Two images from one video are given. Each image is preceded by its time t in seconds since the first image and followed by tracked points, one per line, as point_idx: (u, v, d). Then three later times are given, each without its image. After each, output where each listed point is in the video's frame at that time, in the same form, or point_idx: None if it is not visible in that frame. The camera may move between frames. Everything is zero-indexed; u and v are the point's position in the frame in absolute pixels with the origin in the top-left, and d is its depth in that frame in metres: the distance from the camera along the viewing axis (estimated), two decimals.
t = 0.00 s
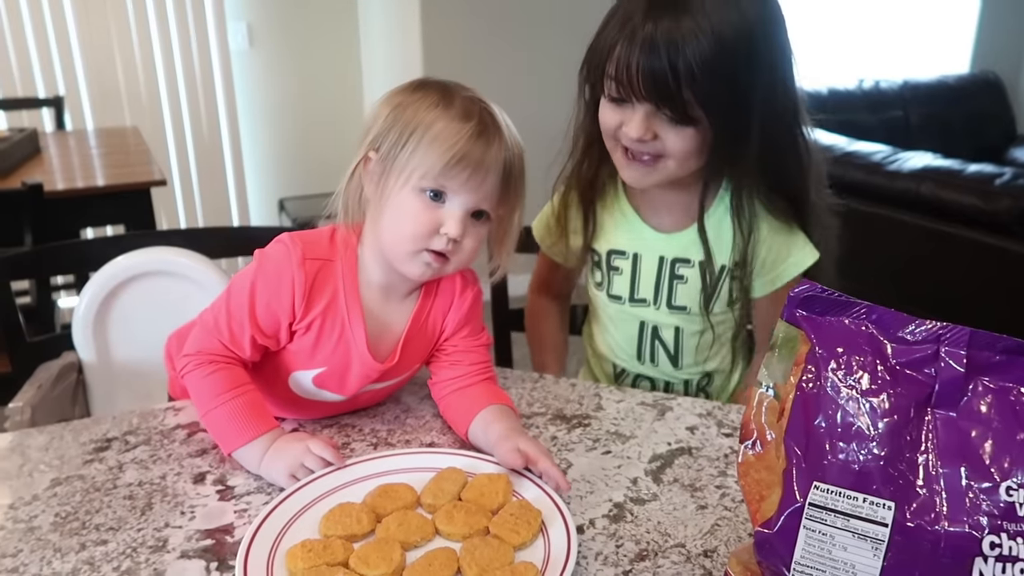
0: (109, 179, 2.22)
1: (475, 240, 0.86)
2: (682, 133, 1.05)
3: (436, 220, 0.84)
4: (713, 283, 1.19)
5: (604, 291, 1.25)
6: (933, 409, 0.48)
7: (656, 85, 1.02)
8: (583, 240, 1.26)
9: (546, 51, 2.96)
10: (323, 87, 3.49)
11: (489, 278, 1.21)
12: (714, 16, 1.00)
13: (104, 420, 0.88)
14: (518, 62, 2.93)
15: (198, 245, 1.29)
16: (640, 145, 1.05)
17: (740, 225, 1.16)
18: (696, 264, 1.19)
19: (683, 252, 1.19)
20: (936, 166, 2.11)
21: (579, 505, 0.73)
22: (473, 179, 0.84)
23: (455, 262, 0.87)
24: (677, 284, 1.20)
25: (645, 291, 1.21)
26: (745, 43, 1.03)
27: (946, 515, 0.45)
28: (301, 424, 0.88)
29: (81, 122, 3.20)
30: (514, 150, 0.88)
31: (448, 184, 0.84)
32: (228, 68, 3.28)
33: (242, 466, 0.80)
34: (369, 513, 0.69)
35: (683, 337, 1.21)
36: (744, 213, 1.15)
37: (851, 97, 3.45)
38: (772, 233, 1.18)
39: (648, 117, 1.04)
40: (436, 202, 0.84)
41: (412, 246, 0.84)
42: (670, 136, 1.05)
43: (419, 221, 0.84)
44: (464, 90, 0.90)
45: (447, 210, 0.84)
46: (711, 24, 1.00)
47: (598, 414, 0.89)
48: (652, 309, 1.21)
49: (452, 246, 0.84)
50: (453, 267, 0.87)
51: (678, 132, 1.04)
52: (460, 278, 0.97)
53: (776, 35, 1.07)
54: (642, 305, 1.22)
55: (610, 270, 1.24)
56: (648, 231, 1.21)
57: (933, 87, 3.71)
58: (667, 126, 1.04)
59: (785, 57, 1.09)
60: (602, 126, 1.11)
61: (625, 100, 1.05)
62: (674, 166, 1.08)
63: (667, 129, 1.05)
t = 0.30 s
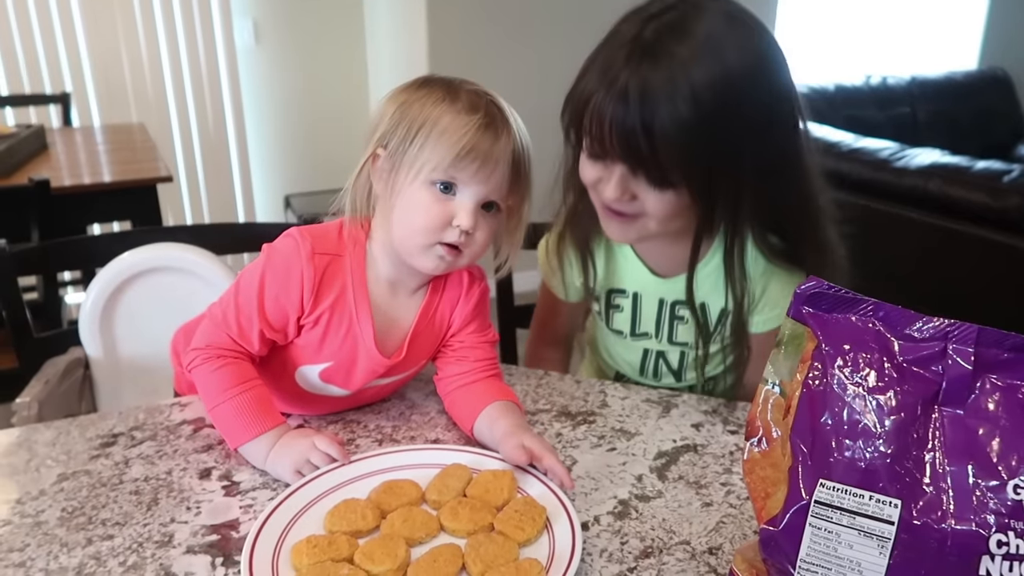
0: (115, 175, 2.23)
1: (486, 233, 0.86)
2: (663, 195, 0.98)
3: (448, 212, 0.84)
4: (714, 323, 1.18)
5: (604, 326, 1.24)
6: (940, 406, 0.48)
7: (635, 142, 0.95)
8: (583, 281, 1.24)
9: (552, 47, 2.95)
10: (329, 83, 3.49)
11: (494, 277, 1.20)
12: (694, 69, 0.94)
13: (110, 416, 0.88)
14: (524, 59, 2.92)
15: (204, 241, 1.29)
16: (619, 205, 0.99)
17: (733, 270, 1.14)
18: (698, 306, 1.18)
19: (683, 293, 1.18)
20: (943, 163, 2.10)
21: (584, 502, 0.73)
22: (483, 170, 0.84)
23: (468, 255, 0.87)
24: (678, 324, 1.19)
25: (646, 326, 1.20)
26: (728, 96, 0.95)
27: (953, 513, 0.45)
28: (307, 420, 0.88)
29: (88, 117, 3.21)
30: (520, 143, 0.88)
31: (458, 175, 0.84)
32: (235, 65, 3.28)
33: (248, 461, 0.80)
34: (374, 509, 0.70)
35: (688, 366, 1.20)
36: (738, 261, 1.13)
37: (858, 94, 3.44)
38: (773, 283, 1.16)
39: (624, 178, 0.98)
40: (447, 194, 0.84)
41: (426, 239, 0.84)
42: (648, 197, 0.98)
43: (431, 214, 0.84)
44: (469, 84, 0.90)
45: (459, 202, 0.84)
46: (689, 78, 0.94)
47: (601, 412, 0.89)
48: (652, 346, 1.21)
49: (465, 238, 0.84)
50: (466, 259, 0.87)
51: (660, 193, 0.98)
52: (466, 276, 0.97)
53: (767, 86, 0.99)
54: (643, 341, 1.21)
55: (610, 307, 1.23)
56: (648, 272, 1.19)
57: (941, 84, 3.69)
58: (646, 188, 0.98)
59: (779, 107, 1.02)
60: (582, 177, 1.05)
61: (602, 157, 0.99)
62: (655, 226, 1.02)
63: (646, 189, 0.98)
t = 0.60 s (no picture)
0: (121, 172, 2.24)
1: (489, 229, 0.86)
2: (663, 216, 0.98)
3: (449, 210, 0.84)
4: (710, 327, 1.19)
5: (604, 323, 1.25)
6: (946, 405, 0.47)
7: (636, 167, 0.95)
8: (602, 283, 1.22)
9: (556, 46, 2.95)
10: (332, 83, 3.49)
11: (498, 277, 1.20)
12: (693, 99, 0.92)
13: (115, 412, 0.88)
14: (528, 59, 2.92)
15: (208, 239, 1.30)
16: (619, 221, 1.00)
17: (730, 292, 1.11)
18: (697, 310, 1.18)
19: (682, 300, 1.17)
20: (948, 162, 2.09)
21: (588, 500, 0.73)
22: (482, 165, 0.84)
23: (470, 252, 0.87)
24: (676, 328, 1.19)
25: (644, 329, 1.20)
26: (727, 126, 0.94)
27: (959, 512, 0.45)
28: (311, 417, 0.88)
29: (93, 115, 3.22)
30: (521, 137, 0.87)
31: (458, 172, 0.84)
32: (239, 63, 3.28)
33: (252, 458, 0.80)
34: (378, 506, 0.70)
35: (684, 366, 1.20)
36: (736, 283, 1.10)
37: (863, 93, 3.43)
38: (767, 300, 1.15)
39: (624, 198, 0.98)
40: (448, 190, 0.84)
41: (427, 237, 0.84)
42: (647, 216, 0.98)
43: (433, 212, 0.84)
44: (468, 79, 0.90)
45: (460, 198, 0.84)
46: (689, 109, 0.92)
47: (605, 411, 0.89)
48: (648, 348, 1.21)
49: (467, 234, 0.84)
50: (468, 257, 0.87)
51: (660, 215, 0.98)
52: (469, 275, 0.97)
53: (769, 114, 0.97)
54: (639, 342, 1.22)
55: (612, 307, 1.23)
56: (650, 279, 1.19)
57: (946, 83, 3.68)
58: (644, 209, 0.98)
59: (781, 135, 1.00)
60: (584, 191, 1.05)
61: (603, 180, 0.99)
62: (654, 242, 1.02)
63: (645, 210, 0.98)
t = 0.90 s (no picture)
0: (124, 168, 2.24)
1: (493, 225, 0.86)
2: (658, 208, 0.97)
3: (453, 205, 0.84)
4: (712, 315, 1.19)
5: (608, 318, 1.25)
6: (950, 400, 0.48)
7: (628, 161, 0.95)
8: (598, 277, 1.23)
9: (559, 43, 2.95)
10: (335, 80, 3.49)
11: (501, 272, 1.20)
12: (679, 92, 0.93)
13: (119, 407, 0.88)
14: (531, 56, 2.92)
15: (212, 235, 1.30)
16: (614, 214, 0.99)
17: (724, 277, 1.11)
18: (696, 298, 1.18)
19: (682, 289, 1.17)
20: (952, 159, 2.09)
21: (592, 495, 0.74)
22: (485, 162, 0.84)
23: (475, 248, 0.87)
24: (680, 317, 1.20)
25: (647, 321, 1.21)
26: (712, 119, 0.94)
27: (964, 507, 0.45)
28: (315, 412, 0.88)
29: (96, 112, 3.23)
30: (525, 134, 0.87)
31: (460, 169, 0.84)
32: (242, 60, 3.29)
33: (256, 453, 0.80)
34: (382, 501, 0.70)
35: (688, 357, 1.20)
36: (729, 270, 1.11)
37: (867, 90, 3.42)
38: (765, 283, 1.15)
39: (618, 191, 0.98)
40: (450, 186, 0.84)
41: (430, 233, 0.84)
42: (641, 209, 0.98)
43: (436, 208, 0.84)
44: (472, 76, 0.90)
45: (462, 194, 0.84)
46: (676, 101, 0.93)
47: (608, 407, 0.89)
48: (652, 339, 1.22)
49: (470, 230, 0.84)
50: (473, 253, 0.88)
51: (655, 207, 0.97)
52: (472, 270, 0.97)
53: (754, 106, 0.97)
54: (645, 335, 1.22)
55: (613, 300, 1.23)
56: (648, 269, 1.19)
57: (950, 79, 3.67)
58: (638, 201, 0.97)
59: (766, 127, 1.00)
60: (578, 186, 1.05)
61: (595, 174, 0.99)
62: (649, 233, 1.02)
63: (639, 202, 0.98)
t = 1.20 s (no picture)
0: (118, 167, 2.23)
1: (486, 230, 0.87)
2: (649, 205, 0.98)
3: (446, 212, 0.84)
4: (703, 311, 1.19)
5: (602, 314, 1.26)
6: (941, 398, 0.48)
7: (616, 160, 0.96)
8: (591, 273, 1.23)
9: (554, 42, 2.95)
10: (330, 79, 3.48)
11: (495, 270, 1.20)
12: (665, 92, 0.93)
13: (113, 406, 0.88)
14: (526, 54, 2.92)
15: (206, 234, 1.30)
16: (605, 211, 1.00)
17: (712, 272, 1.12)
18: (688, 293, 1.18)
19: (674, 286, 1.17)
20: (945, 158, 2.10)
21: (586, 493, 0.74)
22: (480, 173, 0.84)
23: (468, 252, 0.88)
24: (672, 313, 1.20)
25: (641, 317, 1.21)
26: (697, 117, 0.94)
27: (954, 504, 0.45)
28: (309, 412, 0.88)
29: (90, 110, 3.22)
30: (519, 138, 0.87)
31: (455, 177, 0.84)
32: (236, 58, 3.28)
33: (250, 452, 0.80)
34: (377, 499, 0.70)
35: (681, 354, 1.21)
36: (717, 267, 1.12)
37: (861, 89, 3.43)
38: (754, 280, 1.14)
39: (608, 189, 0.98)
40: (444, 195, 0.84)
41: (424, 239, 0.85)
42: (633, 205, 0.99)
43: (430, 215, 0.84)
44: (465, 78, 0.90)
45: (456, 203, 0.84)
46: (662, 101, 0.93)
47: (601, 405, 0.89)
48: (646, 335, 1.22)
49: (463, 237, 0.85)
50: (467, 256, 0.88)
51: (645, 204, 0.98)
52: (468, 269, 0.97)
53: (741, 105, 0.98)
54: (638, 330, 1.22)
55: (607, 297, 1.24)
56: (641, 265, 1.19)
57: (944, 79, 3.68)
58: (629, 198, 0.98)
59: (753, 125, 1.00)
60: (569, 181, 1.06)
61: (585, 172, 1.00)
62: (643, 230, 1.02)
63: (629, 199, 0.98)
